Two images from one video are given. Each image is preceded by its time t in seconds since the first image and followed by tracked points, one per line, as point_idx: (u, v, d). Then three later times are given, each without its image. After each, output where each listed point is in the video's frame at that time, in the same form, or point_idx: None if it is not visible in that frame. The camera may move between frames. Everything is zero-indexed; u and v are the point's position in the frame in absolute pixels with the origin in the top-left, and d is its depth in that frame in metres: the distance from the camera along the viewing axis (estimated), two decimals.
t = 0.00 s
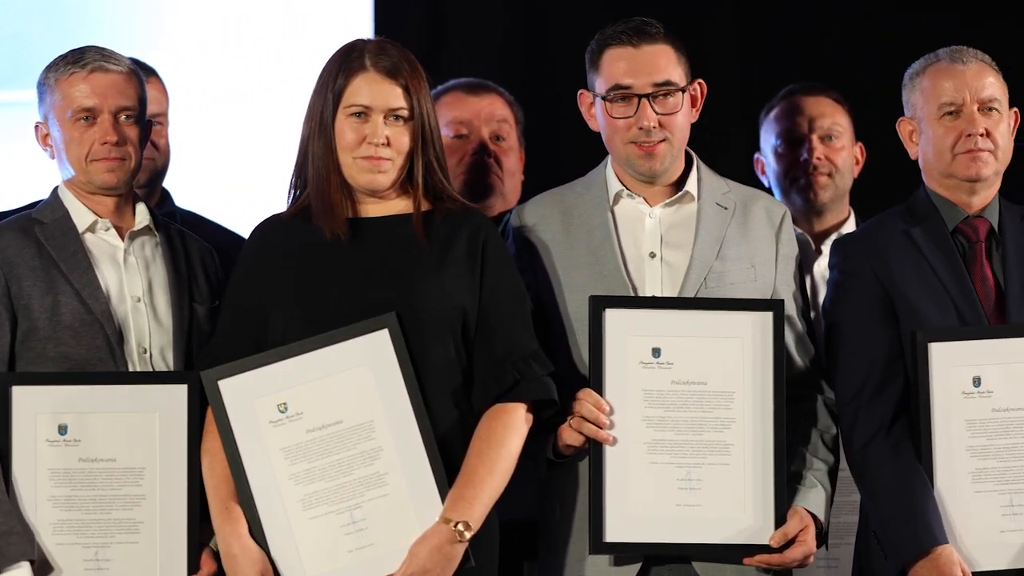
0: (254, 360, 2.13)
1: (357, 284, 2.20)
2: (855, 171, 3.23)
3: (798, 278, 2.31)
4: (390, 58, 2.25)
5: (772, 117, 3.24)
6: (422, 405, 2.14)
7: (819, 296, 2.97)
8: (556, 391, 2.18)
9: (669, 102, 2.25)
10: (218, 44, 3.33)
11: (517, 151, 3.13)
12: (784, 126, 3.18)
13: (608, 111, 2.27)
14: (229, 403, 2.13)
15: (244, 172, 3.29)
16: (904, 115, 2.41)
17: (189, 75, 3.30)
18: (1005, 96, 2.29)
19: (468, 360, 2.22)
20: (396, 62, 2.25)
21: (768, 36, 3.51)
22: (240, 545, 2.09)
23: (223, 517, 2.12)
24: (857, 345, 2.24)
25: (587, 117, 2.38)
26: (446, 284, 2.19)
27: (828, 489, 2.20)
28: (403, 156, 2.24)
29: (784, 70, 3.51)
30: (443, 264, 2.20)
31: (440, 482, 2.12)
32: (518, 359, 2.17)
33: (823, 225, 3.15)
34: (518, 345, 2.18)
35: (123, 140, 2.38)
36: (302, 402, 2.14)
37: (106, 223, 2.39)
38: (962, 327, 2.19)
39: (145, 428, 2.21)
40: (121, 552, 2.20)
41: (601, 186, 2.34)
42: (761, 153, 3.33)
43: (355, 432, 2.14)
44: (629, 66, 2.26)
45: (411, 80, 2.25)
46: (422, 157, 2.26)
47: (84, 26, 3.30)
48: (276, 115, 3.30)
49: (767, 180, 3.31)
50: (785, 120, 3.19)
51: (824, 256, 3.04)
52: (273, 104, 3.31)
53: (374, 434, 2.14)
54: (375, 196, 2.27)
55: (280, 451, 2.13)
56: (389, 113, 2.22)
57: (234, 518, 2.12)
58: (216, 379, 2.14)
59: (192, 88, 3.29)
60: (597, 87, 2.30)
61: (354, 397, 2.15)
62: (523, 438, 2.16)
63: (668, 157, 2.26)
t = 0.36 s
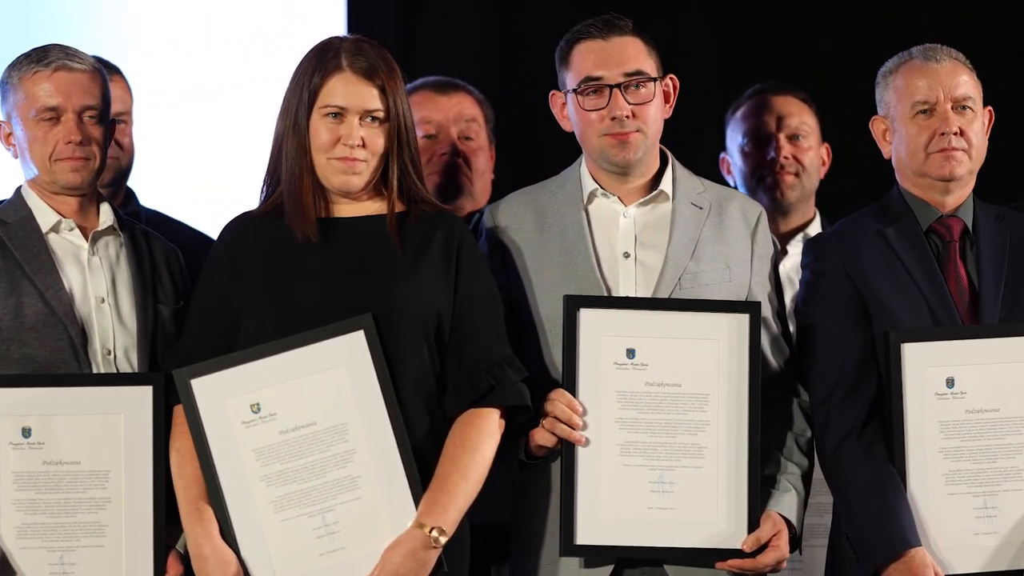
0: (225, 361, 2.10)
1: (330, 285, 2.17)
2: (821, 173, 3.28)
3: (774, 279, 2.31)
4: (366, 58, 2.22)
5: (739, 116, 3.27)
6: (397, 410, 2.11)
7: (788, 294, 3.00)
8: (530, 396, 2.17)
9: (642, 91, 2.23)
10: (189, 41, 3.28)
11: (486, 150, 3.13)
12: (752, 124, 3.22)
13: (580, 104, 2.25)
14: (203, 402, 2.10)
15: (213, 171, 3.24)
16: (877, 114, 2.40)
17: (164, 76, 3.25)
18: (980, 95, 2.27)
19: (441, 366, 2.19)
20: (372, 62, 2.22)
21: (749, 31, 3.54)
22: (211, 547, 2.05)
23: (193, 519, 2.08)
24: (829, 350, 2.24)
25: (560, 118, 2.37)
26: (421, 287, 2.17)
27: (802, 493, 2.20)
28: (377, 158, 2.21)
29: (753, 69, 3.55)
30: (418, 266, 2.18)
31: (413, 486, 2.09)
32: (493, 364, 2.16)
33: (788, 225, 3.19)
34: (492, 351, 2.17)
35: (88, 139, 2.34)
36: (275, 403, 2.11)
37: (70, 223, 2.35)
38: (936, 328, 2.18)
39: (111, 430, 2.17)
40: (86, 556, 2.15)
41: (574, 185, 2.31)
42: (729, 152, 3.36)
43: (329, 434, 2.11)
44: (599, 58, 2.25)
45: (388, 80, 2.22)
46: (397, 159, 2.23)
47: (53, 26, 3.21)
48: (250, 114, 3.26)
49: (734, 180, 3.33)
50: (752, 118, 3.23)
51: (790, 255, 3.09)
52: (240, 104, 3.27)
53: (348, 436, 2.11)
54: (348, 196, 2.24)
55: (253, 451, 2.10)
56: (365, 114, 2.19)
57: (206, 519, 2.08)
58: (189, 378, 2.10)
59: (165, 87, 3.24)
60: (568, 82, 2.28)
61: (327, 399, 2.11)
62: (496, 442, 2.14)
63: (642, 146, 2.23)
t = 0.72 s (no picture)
0: (205, 360, 2.07)
1: (310, 284, 2.14)
2: (806, 171, 3.27)
3: (758, 279, 2.29)
4: (349, 55, 2.19)
5: (725, 113, 3.25)
6: (378, 411, 2.09)
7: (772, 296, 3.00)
8: (513, 398, 2.15)
9: (626, 89, 2.21)
10: (189, 41, 3.27)
11: (469, 149, 3.09)
12: (738, 121, 3.20)
13: (564, 101, 2.23)
14: (181, 403, 2.07)
15: (214, 171, 3.23)
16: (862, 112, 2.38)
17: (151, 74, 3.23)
18: (965, 93, 2.26)
19: (422, 367, 2.17)
20: (355, 59, 2.19)
21: (749, 32, 3.54)
22: (189, 548, 2.02)
23: (170, 520, 2.05)
24: (814, 352, 2.23)
25: (543, 116, 2.34)
26: (403, 287, 2.14)
27: (786, 496, 2.19)
28: (359, 156, 2.17)
29: (752, 70, 3.54)
30: (401, 265, 2.15)
31: (394, 488, 2.07)
32: (475, 366, 2.13)
33: (774, 223, 3.19)
34: (474, 352, 2.14)
35: (66, 137, 2.31)
36: (254, 403, 2.08)
37: (47, 222, 2.31)
38: (921, 329, 2.17)
39: (88, 431, 2.13)
40: (63, 557, 2.11)
41: (558, 183, 2.29)
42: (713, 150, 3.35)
43: (308, 436, 2.08)
44: (583, 55, 2.23)
45: (371, 78, 2.18)
46: (380, 157, 2.20)
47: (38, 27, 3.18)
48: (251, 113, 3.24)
49: (718, 177, 3.32)
50: (738, 115, 3.21)
51: (775, 256, 3.09)
52: (243, 103, 3.27)
53: (328, 438, 2.08)
54: (331, 194, 2.21)
55: (231, 453, 2.07)
56: (347, 111, 2.16)
57: (184, 520, 2.05)
58: (168, 379, 2.07)
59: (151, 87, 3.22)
60: (552, 79, 2.26)
61: (307, 400, 2.09)
62: (478, 444, 2.12)
63: (626, 143, 2.21)
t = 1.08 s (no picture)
0: (185, 363, 2.06)
1: (292, 286, 2.13)
2: (796, 173, 3.24)
3: (746, 281, 2.28)
4: (330, 55, 2.17)
5: (714, 115, 3.23)
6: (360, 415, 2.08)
7: (762, 297, 2.98)
8: (497, 400, 2.13)
9: (613, 90, 2.20)
10: (180, 40, 3.26)
11: (455, 151, 3.09)
12: (727, 124, 3.17)
13: (551, 102, 2.21)
14: (162, 406, 2.06)
15: (206, 169, 3.21)
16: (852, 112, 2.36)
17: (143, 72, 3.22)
18: (954, 94, 2.24)
19: (406, 368, 2.16)
20: (337, 59, 2.18)
21: (749, 32, 3.54)
22: (170, 555, 2.01)
23: (151, 526, 2.04)
24: (801, 354, 2.21)
25: (530, 117, 2.33)
26: (386, 289, 2.13)
27: (772, 501, 2.18)
28: (342, 156, 2.17)
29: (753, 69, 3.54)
30: (383, 267, 2.14)
31: (376, 493, 2.06)
32: (458, 368, 2.12)
33: (763, 226, 3.14)
34: (457, 354, 2.13)
35: (48, 139, 2.30)
36: (236, 407, 2.07)
37: (28, 223, 2.30)
38: (909, 331, 2.16)
39: (70, 433, 2.12)
40: (45, 560, 2.10)
41: (545, 186, 2.28)
42: (703, 153, 3.32)
43: (290, 440, 2.07)
44: (570, 55, 2.21)
45: (353, 78, 2.18)
46: (362, 158, 2.19)
47: (27, 27, 3.17)
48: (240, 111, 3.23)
49: (708, 181, 3.29)
50: (727, 118, 3.19)
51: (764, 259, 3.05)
52: (234, 102, 3.26)
53: (310, 442, 2.07)
54: (314, 195, 2.20)
55: (213, 457, 2.06)
56: (329, 111, 2.15)
57: (164, 526, 2.04)
58: (148, 383, 2.06)
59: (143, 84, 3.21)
60: (539, 80, 2.25)
61: (289, 404, 2.08)
62: (462, 448, 2.11)
63: (613, 145, 2.20)
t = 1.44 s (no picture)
0: (166, 367, 2.05)
1: (273, 290, 2.12)
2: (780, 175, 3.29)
3: (730, 285, 2.27)
4: (313, 57, 2.16)
5: (698, 119, 3.25)
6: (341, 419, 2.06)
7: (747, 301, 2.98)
8: (478, 404, 2.12)
9: (594, 95, 2.18)
10: (180, 40, 3.22)
11: (437, 153, 3.12)
12: (711, 129, 3.21)
13: (532, 108, 2.20)
14: (142, 411, 2.04)
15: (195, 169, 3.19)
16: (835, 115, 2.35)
17: (128, 73, 3.17)
18: (938, 97, 2.23)
19: (387, 371, 2.15)
20: (320, 61, 2.16)
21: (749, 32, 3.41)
22: (151, 560, 1.99)
23: (131, 530, 2.02)
24: (784, 358, 2.20)
25: (510, 121, 2.32)
26: (368, 292, 2.11)
27: (754, 504, 2.18)
28: (323, 160, 2.16)
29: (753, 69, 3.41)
30: (364, 271, 2.12)
31: (357, 497, 2.04)
32: (439, 372, 2.10)
33: (748, 231, 3.20)
34: (438, 358, 2.11)
35: (9, 140, 2.31)
36: (216, 411, 2.05)
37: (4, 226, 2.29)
38: (891, 335, 2.15)
39: (47, 438, 2.11)
40: (22, 565, 2.08)
41: (526, 189, 2.27)
42: (688, 156, 3.35)
43: (270, 444, 2.06)
44: (550, 61, 2.20)
45: (335, 80, 2.16)
46: (344, 161, 2.17)
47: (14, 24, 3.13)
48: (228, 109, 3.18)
49: (693, 184, 3.32)
50: (711, 123, 3.22)
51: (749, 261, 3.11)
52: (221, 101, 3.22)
53: (290, 446, 2.06)
54: (295, 198, 2.19)
55: (193, 462, 2.04)
56: (311, 114, 2.14)
57: (144, 530, 2.02)
58: (128, 388, 2.05)
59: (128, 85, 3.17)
60: (519, 86, 2.23)
61: (270, 408, 2.06)
62: (443, 453, 2.09)
63: (595, 151, 2.19)
